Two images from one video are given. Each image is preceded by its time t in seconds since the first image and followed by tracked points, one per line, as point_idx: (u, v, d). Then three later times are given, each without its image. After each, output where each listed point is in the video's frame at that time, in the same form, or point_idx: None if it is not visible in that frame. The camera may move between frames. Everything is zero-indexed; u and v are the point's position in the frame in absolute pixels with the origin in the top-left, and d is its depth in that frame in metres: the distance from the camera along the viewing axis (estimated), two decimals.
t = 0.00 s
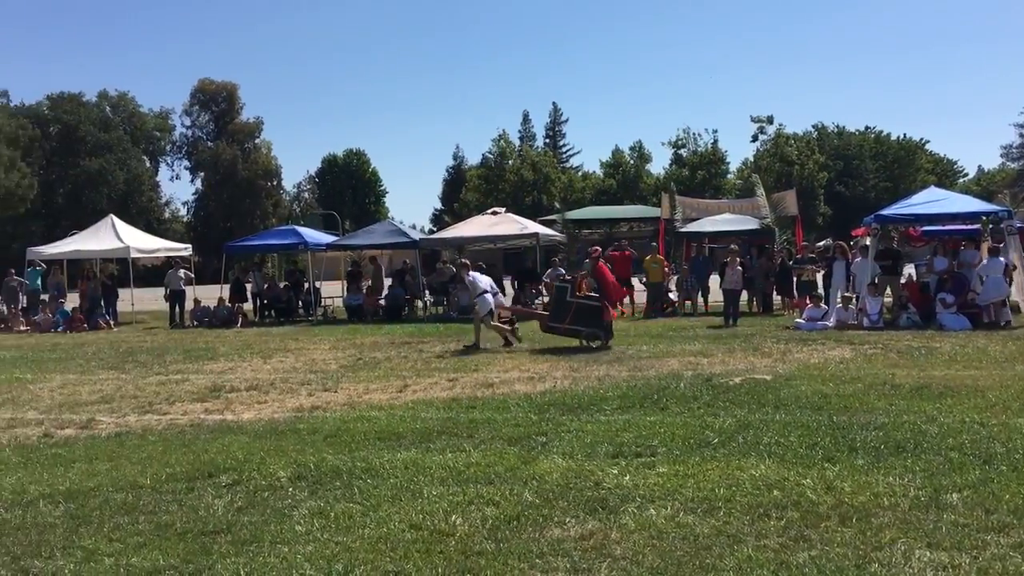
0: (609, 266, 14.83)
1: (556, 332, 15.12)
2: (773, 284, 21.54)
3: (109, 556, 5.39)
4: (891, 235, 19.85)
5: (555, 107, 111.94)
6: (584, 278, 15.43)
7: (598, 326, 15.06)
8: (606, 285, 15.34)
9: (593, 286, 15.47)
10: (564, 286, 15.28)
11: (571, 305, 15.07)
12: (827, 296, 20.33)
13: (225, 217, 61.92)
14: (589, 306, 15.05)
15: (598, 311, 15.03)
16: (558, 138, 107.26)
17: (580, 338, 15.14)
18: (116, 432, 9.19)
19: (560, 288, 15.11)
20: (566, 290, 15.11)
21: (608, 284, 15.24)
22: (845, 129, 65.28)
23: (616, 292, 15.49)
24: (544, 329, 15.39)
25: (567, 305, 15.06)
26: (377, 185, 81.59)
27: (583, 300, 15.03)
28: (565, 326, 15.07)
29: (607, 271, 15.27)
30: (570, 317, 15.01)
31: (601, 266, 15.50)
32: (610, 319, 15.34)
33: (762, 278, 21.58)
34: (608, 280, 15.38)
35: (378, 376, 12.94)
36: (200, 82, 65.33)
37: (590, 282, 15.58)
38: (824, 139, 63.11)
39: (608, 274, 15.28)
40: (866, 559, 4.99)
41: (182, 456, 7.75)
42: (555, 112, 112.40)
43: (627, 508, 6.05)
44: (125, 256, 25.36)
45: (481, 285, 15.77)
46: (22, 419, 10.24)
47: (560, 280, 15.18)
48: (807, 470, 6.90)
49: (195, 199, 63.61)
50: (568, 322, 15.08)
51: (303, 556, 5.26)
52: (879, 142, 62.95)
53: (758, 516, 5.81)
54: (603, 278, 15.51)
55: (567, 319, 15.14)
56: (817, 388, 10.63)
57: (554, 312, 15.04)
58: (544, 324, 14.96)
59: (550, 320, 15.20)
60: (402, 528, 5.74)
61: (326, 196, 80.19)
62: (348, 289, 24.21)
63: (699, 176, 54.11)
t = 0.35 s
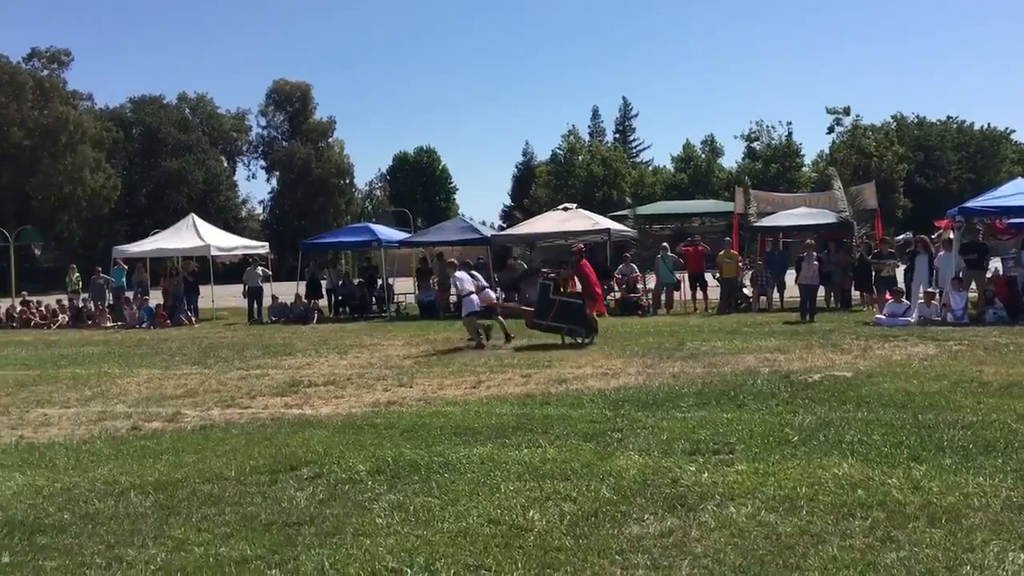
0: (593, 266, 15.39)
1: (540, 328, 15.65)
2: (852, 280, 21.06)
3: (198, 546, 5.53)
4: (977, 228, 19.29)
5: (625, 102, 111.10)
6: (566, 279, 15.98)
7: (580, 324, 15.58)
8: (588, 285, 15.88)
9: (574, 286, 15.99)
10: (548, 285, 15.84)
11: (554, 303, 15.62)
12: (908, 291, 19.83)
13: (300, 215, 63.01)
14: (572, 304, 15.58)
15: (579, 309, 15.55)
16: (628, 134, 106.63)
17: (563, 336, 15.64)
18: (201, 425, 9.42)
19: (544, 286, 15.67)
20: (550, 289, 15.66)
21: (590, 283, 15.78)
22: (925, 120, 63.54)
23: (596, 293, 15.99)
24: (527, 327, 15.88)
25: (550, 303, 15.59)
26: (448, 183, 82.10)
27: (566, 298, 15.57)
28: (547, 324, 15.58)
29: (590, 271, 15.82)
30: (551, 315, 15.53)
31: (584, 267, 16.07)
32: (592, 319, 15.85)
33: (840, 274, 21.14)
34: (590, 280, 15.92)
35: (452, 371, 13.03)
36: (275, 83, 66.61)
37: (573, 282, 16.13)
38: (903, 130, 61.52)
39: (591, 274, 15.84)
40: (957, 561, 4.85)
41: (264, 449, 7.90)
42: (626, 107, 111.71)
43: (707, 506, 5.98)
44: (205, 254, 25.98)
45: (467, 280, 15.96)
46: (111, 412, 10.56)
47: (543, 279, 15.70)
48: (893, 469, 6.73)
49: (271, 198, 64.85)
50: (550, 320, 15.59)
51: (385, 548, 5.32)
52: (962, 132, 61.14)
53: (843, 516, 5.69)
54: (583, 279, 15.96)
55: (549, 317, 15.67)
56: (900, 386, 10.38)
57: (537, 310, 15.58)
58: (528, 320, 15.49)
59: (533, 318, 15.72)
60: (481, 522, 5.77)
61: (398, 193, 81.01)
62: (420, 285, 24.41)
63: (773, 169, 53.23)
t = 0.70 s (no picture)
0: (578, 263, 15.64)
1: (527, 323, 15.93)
2: (936, 273, 20.47)
3: (282, 533, 5.63)
4: None
5: (698, 92, 109.80)
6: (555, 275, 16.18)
7: (564, 319, 15.76)
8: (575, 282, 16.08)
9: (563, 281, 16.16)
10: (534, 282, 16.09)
11: (539, 299, 15.85)
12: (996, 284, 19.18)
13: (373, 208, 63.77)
14: (557, 299, 15.79)
15: (564, 305, 15.74)
16: (701, 126, 105.37)
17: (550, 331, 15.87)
18: (282, 415, 9.60)
19: (530, 282, 15.94)
20: (536, 284, 15.91)
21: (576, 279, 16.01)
22: (1012, 108, 61.44)
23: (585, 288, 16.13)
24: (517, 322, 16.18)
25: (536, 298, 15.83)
26: (519, 176, 82.25)
27: (551, 293, 15.82)
28: (534, 319, 15.84)
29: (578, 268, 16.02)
30: (537, 310, 15.79)
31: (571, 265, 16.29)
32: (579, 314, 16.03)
33: (924, 267, 20.57)
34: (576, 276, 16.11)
35: (527, 364, 13.04)
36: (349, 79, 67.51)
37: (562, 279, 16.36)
38: (989, 118, 59.58)
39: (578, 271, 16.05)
40: None
41: (343, 440, 8.01)
42: (699, 98, 110.36)
43: (789, 502, 5.87)
44: (282, 248, 26.45)
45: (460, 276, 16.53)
46: (196, 402, 10.83)
47: (530, 275, 15.96)
48: (984, 468, 6.52)
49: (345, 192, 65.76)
50: (536, 315, 15.84)
51: (464, 539, 5.34)
52: None
53: (933, 515, 5.52)
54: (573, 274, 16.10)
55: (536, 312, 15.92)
56: (989, 382, 10.05)
57: (524, 305, 15.86)
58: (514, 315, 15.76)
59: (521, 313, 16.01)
60: (559, 515, 5.76)
61: (470, 187, 81.42)
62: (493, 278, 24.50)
63: (852, 160, 52.07)
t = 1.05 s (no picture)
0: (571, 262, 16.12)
1: (521, 321, 16.36)
2: None
3: (361, 526, 5.68)
4: None
5: (780, 88, 107.78)
6: (546, 274, 16.62)
7: (557, 317, 16.27)
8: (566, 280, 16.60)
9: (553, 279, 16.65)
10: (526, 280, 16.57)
11: (533, 297, 16.33)
12: None
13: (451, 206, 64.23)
14: (550, 298, 16.30)
15: (557, 303, 16.25)
16: (784, 122, 103.34)
17: (542, 328, 16.35)
18: (360, 410, 9.71)
19: (524, 281, 16.40)
20: (529, 283, 16.39)
21: (568, 278, 16.52)
22: None
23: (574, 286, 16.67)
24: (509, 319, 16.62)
25: (529, 297, 16.30)
26: (596, 174, 81.93)
27: (544, 292, 16.30)
28: (527, 316, 16.28)
29: (568, 267, 16.53)
30: (531, 309, 16.22)
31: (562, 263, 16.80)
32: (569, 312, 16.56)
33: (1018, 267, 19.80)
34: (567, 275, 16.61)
35: (604, 363, 12.95)
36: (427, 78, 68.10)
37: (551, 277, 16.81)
38: None
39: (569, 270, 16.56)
40: None
41: (420, 436, 8.06)
42: (781, 93, 108.24)
43: (875, 509, 5.69)
44: (361, 245, 26.79)
45: (460, 272, 17.15)
46: (278, 395, 11.03)
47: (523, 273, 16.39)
48: None
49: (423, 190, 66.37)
50: (530, 313, 16.29)
51: (540, 538, 5.31)
52: None
53: None
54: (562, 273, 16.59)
55: (529, 310, 16.36)
56: None
57: (518, 303, 16.28)
58: (509, 312, 16.18)
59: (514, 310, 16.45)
60: (636, 516, 5.69)
61: (546, 185, 81.43)
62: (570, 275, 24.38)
63: (942, 156, 50.46)
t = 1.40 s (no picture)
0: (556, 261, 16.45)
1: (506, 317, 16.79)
2: None
3: (423, 522, 5.69)
4: None
5: (851, 77, 105.31)
6: (532, 269, 16.90)
7: (542, 314, 16.66)
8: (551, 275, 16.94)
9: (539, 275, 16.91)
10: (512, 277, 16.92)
11: (518, 294, 16.71)
12: None
13: (515, 201, 64.28)
14: (535, 295, 16.66)
15: (542, 301, 16.59)
16: (855, 113, 101.10)
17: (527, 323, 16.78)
18: (423, 405, 9.75)
19: (509, 278, 16.72)
20: (515, 280, 16.74)
21: (553, 274, 16.81)
22: None
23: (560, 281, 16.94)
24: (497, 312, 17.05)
25: (514, 294, 16.66)
26: (661, 167, 81.25)
27: (529, 290, 16.63)
28: (512, 313, 16.70)
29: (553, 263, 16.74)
30: (516, 305, 16.62)
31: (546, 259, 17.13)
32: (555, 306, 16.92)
33: None
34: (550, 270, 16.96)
35: (669, 359, 12.82)
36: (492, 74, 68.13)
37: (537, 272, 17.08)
38: None
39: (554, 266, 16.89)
40: None
41: (483, 431, 8.06)
42: (853, 84, 105.96)
43: (950, 511, 5.51)
44: (426, 241, 26.98)
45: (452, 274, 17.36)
46: (343, 390, 11.14)
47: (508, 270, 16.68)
48: None
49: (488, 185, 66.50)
50: (515, 309, 16.70)
51: (602, 536, 5.25)
52: None
53: None
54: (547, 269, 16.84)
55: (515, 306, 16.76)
56: None
57: (504, 300, 16.68)
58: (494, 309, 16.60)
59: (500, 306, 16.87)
60: (701, 515, 5.60)
61: (611, 179, 81.03)
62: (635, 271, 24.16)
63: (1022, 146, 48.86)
